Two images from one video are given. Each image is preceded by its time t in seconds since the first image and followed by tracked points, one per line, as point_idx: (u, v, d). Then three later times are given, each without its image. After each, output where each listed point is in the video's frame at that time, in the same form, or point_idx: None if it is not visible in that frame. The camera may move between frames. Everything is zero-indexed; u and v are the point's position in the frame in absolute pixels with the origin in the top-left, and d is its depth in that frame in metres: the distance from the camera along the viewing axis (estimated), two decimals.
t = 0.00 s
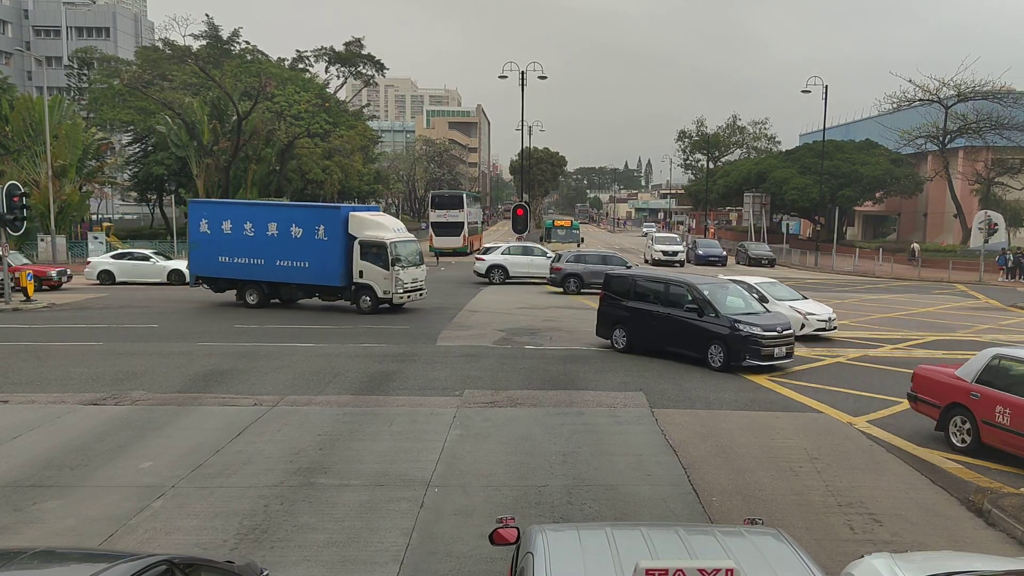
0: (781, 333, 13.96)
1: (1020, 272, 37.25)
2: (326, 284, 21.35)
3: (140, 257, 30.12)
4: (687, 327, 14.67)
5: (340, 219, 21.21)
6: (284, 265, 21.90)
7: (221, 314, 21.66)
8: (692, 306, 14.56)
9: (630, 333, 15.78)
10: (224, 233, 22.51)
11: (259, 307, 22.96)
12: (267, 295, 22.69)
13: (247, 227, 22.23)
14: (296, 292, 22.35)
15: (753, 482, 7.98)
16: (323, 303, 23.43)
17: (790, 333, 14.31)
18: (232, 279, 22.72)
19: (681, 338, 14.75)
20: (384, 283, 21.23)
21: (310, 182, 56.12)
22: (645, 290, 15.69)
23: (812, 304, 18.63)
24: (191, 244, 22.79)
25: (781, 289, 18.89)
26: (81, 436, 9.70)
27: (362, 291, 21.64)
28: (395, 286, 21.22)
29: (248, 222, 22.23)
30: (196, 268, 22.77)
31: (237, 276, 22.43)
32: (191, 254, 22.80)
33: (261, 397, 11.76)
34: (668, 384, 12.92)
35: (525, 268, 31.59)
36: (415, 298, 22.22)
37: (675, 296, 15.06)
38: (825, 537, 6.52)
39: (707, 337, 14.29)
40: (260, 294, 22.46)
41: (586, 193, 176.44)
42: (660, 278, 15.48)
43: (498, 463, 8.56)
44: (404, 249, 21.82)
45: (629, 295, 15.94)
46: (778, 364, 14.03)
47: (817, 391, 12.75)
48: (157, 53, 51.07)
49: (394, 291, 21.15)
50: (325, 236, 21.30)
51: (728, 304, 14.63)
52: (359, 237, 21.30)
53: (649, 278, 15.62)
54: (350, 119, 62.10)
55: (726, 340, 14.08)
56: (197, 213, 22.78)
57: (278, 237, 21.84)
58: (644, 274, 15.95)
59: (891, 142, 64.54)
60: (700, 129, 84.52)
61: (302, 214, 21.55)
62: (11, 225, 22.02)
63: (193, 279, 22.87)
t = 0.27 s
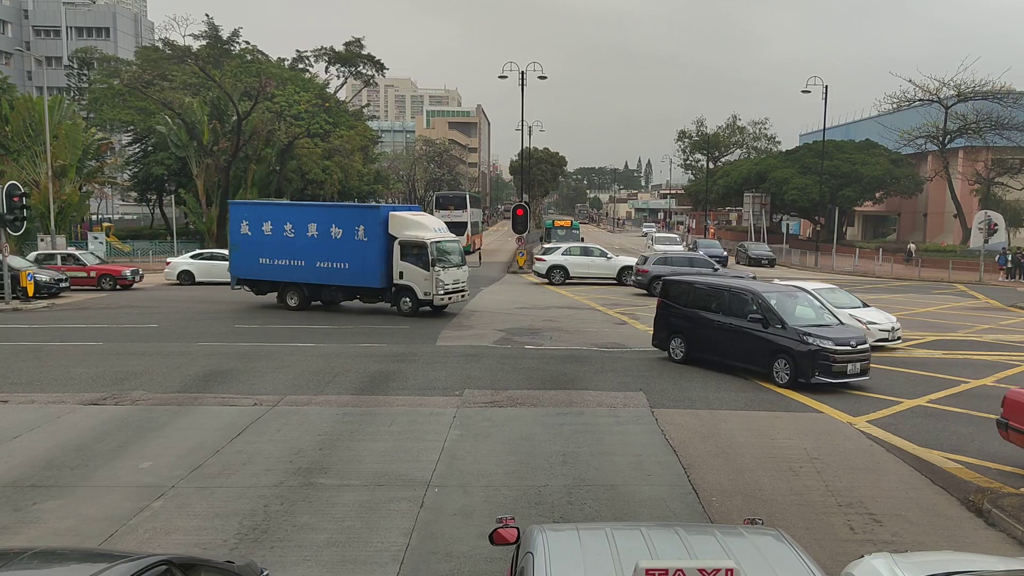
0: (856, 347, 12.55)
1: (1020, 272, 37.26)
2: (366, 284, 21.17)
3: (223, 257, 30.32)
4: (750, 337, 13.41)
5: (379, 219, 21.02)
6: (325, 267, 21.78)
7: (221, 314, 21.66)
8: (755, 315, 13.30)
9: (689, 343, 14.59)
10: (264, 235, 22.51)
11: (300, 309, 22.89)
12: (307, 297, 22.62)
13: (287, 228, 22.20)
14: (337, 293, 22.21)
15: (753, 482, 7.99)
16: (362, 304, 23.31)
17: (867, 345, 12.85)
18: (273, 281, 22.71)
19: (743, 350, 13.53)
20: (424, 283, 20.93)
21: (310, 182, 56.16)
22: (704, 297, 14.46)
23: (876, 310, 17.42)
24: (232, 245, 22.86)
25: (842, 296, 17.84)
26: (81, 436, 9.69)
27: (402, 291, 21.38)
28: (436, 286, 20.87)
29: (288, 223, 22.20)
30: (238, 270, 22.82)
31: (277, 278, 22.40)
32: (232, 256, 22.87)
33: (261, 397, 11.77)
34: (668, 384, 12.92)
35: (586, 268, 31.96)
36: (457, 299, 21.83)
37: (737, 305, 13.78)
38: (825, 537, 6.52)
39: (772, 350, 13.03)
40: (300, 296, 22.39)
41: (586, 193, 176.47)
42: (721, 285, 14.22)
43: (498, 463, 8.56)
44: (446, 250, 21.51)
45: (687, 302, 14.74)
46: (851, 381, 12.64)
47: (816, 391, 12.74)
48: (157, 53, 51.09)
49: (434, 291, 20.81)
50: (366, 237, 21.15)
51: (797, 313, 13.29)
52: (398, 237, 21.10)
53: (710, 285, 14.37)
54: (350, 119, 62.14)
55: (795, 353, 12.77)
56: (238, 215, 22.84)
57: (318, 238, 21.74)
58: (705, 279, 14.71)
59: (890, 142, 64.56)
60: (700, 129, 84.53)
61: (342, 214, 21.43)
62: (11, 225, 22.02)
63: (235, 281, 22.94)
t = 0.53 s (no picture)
0: (943, 366, 10.85)
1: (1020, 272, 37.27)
2: (405, 289, 19.98)
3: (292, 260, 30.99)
4: (820, 353, 11.86)
5: (421, 221, 19.79)
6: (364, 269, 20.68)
7: (221, 313, 21.65)
8: (827, 328, 11.73)
9: (753, 355, 13.14)
10: (305, 235, 21.47)
11: (340, 311, 21.92)
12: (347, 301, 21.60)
13: (328, 228, 21.13)
14: (376, 297, 21.10)
15: (753, 482, 7.99)
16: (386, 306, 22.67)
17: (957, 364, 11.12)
18: (312, 282, 21.71)
19: (812, 367, 12.01)
20: (465, 288, 19.71)
21: (311, 182, 56.15)
22: (770, 305, 12.96)
23: (947, 321, 15.86)
24: (272, 245, 21.91)
25: (906, 303, 16.42)
26: (81, 436, 9.69)
27: (442, 296, 20.17)
28: (476, 292, 19.64)
29: (329, 223, 21.12)
30: (277, 271, 21.90)
31: (317, 280, 21.38)
32: (273, 256, 21.93)
33: (261, 397, 11.76)
34: (668, 384, 12.92)
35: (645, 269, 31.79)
36: (500, 305, 20.57)
37: (807, 315, 12.22)
38: (825, 537, 6.52)
39: (844, 368, 11.48)
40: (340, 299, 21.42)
41: (586, 193, 176.48)
42: (791, 292, 12.66)
43: (499, 463, 8.55)
44: (489, 254, 20.30)
45: (751, 310, 13.26)
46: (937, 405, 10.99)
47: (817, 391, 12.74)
48: (157, 53, 51.14)
49: (475, 297, 19.59)
50: (406, 240, 19.98)
51: (876, 326, 11.62)
52: (439, 240, 19.93)
53: (777, 292, 12.84)
54: (350, 119, 62.18)
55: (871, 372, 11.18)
56: (279, 213, 21.85)
57: (358, 239, 20.60)
58: (772, 285, 13.16)
59: (891, 142, 64.59)
60: (700, 129, 84.49)
61: (382, 215, 20.30)
62: (11, 224, 22.02)
63: (275, 281, 22.04)
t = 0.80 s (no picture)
0: None
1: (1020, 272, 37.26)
2: (444, 292, 19.31)
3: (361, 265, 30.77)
4: (900, 372, 10.54)
5: (460, 223, 19.03)
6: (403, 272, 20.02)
7: (222, 313, 21.64)
8: (908, 345, 10.41)
9: (826, 371, 11.91)
10: (344, 236, 20.93)
11: (380, 314, 21.47)
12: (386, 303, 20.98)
13: (366, 229, 20.51)
14: (414, 300, 20.40)
15: (753, 482, 7.98)
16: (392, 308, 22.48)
17: None
18: (352, 285, 21.20)
19: (890, 388, 10.73)
20: (504, 293, 18.86)
21: (310, 182, 56.17)
22: (845, 318, 11.68)
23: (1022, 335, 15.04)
24: (312, 246, 21.45)
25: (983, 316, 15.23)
26: (82, 436, 9.69)
27: (481, 300, 19.41)
28: (517, 297, 18.79)
29: (367, 225, 20.51)
30: (318, 272, 21.47)
31: (356, 282, 20.86)
32: (312, 258, 21.48)
33: (261, 397, 11.76)
34: (669, 384, 12.91)
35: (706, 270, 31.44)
36: (540, 309, 19.73)
37: (886, 330, 10.92)
38: (825, 537, 6.52)
39: (928, 391, 10.16)
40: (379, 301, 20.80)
41: (586, 193, 176.46)
42: (869, 304, 11.35)
43: (499, 463, 8.55)
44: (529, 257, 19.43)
45: (823, 322, 12.01)
46: None
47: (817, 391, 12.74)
48: (157, 53, 51.14)
49: (515, 303, 18.75)
50: (445, 242, 19.21)
51: (965, 344, 10.25)
52: (479, 243, 19.03)
53: (853, 304, 11.55)
54: (350, 119, 62.19)
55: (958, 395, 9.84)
56: (318, 214, 21.37)
57: (397, 241, 19.97)
58: (847, 296, 11.90)
59: (890, 142, 64.59)
60: (700, 129, 84.46)
61: (421, 217, 19.57)
62: (11, 224, 22.02)
63: (314, 282, 21.56)
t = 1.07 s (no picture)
0: None
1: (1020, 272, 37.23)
2: (482, 297, 18.29)
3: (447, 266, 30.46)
4: (994, 399, 8.94)
5: (499, 225, 17.97)
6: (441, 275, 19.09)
7: (222, 314, 21.63)
8: (1003, 367, 8.82)
9: (905, 392, 10.40)
10: (383, 237, 20.09)
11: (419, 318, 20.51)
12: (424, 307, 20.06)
13: (405, 230, 19.63)
14: (453, 304, 19.42)
15: (753, 482, 7.98)
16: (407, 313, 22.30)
17: None
18: (391, 287, 20.33)
19: (981, 416, 9.14)
20: (544, 298, 17.74)
21: (310, 182, 56.20)
22: (931, 334, 10.11)
23: None
24: (351, 248, 20.71)
25: None
26: (82, 436, 9.69)
27: (520, 306, 18.31)
28: (558, 303, 17.65)
29: (406, 226, 19.61)
30: (356, 274, 20.69)
31: (394, 285, 20.00)
32: (352, 259, 20.73)
33: (261, 397, 11.76)
34: (669, 384, 12.91)
35: (769, 271, 31.10)
36: (582, 317, 18.50)
37: (977, 348, 9.34)
38: (825, 537, 6.52)
39: None
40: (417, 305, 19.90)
41: (586, 193, 176.47)
42: (955, 318, 9.83)
43: (499, 463, 8.55)
44: (572, 261, 18.30)
45: (906, 338, 10.47)
46: None
47: (817, 391, 12.74)
48: (157, 54, 51.16)
49: (555, 309, 17.62)
50: (484, 244, 18.19)
51: None
52: (518, 246, 18.01)
53: (938, 316, 10.03)
54: (350, 119, 62.21)
55: None
56: (358, 214, 20.60)
57: (435, 243, 19.03)
58: (935, 310, 10.32)
59: (891, 142, 64.60)
60: (700, 129, 84.46)
61: (460, 217, 18.58)
62: (11, 224, 22.01)
63: (353, 284, 20.83)
